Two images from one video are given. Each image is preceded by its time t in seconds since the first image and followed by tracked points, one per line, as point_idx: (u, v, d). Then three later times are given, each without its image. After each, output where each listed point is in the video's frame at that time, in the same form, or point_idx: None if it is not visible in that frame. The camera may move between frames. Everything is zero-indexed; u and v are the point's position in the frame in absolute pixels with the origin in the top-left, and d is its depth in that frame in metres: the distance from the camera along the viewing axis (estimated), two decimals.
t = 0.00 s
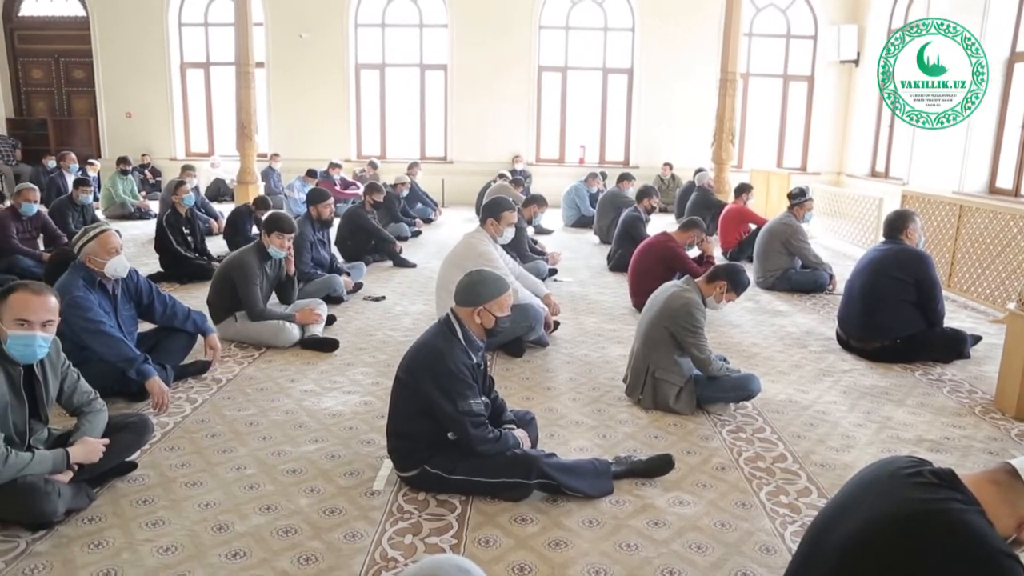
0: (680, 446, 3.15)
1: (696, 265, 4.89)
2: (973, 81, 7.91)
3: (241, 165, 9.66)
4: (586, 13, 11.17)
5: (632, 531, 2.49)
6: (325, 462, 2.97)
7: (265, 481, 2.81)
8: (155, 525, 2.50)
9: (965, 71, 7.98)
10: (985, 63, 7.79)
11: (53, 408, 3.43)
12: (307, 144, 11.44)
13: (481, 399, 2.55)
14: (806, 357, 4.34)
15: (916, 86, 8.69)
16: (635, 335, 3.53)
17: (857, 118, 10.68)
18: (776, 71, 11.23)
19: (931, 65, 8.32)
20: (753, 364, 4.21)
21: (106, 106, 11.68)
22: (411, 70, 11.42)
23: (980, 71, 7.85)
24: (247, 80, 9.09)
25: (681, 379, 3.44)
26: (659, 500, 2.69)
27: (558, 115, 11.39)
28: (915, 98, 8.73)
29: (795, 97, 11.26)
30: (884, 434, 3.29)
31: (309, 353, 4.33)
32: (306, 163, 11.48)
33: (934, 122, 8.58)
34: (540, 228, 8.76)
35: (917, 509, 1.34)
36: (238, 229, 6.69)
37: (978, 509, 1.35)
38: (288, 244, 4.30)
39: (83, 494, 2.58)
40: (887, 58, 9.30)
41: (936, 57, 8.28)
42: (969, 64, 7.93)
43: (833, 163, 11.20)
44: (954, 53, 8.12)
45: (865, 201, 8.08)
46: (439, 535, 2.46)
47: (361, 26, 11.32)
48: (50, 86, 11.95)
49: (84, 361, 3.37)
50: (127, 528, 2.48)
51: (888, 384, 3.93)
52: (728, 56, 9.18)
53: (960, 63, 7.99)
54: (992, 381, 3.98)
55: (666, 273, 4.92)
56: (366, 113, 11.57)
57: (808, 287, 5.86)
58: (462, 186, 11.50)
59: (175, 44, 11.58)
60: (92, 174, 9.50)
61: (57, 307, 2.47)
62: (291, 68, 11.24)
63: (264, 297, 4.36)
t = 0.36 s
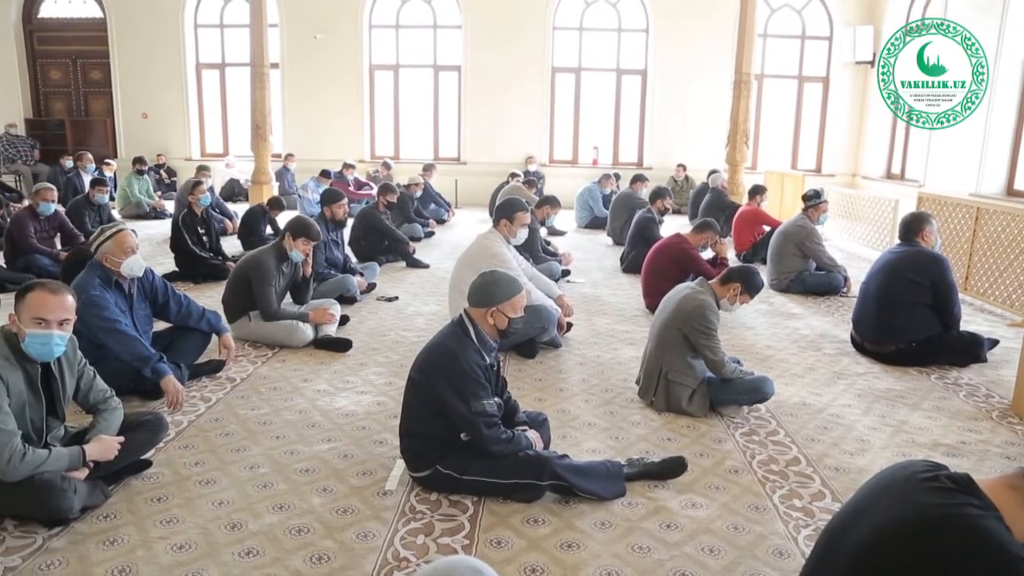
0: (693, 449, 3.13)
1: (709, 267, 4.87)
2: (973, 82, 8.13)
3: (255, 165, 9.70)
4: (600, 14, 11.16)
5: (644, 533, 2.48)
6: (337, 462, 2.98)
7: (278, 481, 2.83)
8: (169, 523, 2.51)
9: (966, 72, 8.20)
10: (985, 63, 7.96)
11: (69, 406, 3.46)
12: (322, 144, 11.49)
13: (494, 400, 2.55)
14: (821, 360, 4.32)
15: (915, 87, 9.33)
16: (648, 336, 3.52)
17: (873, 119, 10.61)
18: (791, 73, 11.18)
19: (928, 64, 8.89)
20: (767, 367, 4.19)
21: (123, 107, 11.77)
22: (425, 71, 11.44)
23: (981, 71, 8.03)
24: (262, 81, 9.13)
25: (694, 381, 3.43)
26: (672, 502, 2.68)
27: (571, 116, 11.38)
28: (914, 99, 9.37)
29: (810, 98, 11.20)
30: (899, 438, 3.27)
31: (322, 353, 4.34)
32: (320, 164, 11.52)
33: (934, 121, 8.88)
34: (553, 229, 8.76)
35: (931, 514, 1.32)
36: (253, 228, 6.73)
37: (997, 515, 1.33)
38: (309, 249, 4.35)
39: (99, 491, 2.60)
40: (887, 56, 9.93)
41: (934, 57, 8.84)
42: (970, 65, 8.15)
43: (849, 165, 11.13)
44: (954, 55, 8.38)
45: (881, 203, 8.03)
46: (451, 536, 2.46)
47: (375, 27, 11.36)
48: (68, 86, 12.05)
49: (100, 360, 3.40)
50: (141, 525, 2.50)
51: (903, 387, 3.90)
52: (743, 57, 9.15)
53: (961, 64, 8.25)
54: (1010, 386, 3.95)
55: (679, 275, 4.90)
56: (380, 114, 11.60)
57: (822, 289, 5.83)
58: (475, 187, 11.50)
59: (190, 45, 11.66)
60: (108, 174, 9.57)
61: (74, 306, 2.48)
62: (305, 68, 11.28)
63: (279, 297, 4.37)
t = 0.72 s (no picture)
0: (705, 452, 3.12)
1: (722, 270, 4.86)
2: (973, 82, 8.39)
3: (269, 165, 9.73)
4: (613, 16, 11.15)
5: (656, 535, 2.47)
6: (350, 462, 2.99)
7: (290, 480, 2.84)
8: (182, 522, 2.53)
9: (967, 72, 8.48)
10: (985, 63, 8.21)
11: (84, 404, 3.48)
12: (335, 146, 11.52)
13: (506, 402, 2.55)
14: (835, 363, 4.30)
15: (915, 86, 9.70)
16: (661, 339, 3.51)
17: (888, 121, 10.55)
18: (805, 74, 11.13)
19: (931, 64, 9.27)
20: (780, 370, 4.17)
21: (138, 108, 11.85)
22: (439, 73, 11.47)
23: (981, 71, 8.28)
24: (276, 83, 9.17)
25: (706, 383, 3.42)
26: (684, 505, 2.68)
27: (584, 117, 11.37)
28: (915, 98, 9.70)
29: (824, 100, 11.15)
30: (914, 442, 3.25)
31: (335, 353, 4.36)
32: (333, 165, 11.57)
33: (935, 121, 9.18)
34: (565, 231, 8.75)
35: (947, 517, 1.31)
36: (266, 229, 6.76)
37: (1015, 521, 1.31)
38: (321, 248, 4.34)
39: (113, 490, 2.62)
40: (887, 55, 10.36)
41: (935, 56, 9.17)
42: (971, 65, 8.42)
43: (863, 167, 11.07)
44: (955, 55, 8.68)
45: (895, 205, 7.98)
46: (462, 537, 2.46)
47: (389, 29, 11.40)
48: (85, 88, 12.15)
49: (114, 359, 3.42)
50: (155, 524, 2.51)
51: (918, 391, 3.87)
52: (756, 59, 9.12)
53: (962, 64, 8.54)
54: None
55: (692, 277, 4.88)
56: (393, 116, 11.62)
57: (836, 292, 5.80)
58: (488, 189, 11.49)
59: (206, 47, 11.73)
60: (124, 174, 9.64)
61: (89, 305, 2.50)
62: (319, 70, 11.33)
63: (291, 297, 4.38)
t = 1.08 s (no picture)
0: (718, 456, 3.11)
1: (735, 273, 4.84)
2: (973, 82, 8.71)
3: (282, 167, 9.76)
4: (627, 18, 11.14)
5: (668, 540, 2.47)
6: (362, 464, 2.99)
7: (303, 481, 2.85)
8: (196, 522, 2.54)
9: (967, 72, 8.78)
10: (985, 63, 8.51)
11: (99, 404, 3.51)
12: (348, 148, 11.56)
13: (518, 404, 2.55)
14: (849, 368, 4.27)
15: (915, 86, 9.92)
16: (674, 342, 3.50)
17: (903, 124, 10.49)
18: (819, 77, 11.07)
19: (932, 64, 9.38)
20: (793, 374, 4.15)
21: (154, 110, 11.94)
22: (452, 75, 11.48)
23: (981, 71, 8.59)
24: (290, 85, 9.21)
25: (719, 387, 3.40)
26: (696, 510, 2.66)
27: (597, 120, 11.36)
28: (915, 98, 9.96)
29: (839, 103, 11.09)
30: (930, 448, 3.22)
31: (348, 355, 4.37)
32: (346, 167, 11.60)
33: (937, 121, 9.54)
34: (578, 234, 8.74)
35: (966, 523, 1.30)
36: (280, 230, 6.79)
37: None
38: (332, 246, 4.34)
39: (127, 489, 2.64)
40: (886, 56, 10.48)
41: (936, 57, 9.34)
42: (971, 65, 8.70)
43: (877, 171, 11.01)
44: (954, 56, 9.00)
45: (910, 208, 7.93)
46: (474, 540, 2.46)
47: (402, 32, 11.43)
48: (101, 90, 12.24)
49: (129, 359, 3.45)
50: (168, 523, 2.53)
51: (933, 397, 3.84)
52: (770, 62, 9.08)
53: (962, 65, 8.83)
54: None
55: (705, 280, 4.87)
56: (406, 118, 11.65)
57: (850, 296, 5.76)
58: (501, 191, 11.49)
59: (221, 50, 11.80)
60: (139, 176, 9.70)
61: (105, 305, 2.51)
62: (333, 72, 11.38)
63: (304, 298, 4.40)
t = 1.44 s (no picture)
0: (731, 461, 3.10)
1: (750, 277, 4.82)
2: (973, 82, 9.11)
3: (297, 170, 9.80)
4: (641, 21, 11.12)
5: (681, 545, 2.46)
6: (375, 466, 3.00)
7: (316, 483, 2.86)
8: (210, 522, 2.55)
9: (968, 72, 9.20)
10: (984, 64, 8.94)
11: (115, 404, 3.54)
12: (362, 151, 11.61)
13: (532, 407, 2.54)
14: (864, 373, 4.24)
15: (916, 86, 10.24)
16: (688, 346, 3.49)
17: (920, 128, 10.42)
18: (835, 80, 11.01)
19: (931, 64, 9.86)
20: (808, 379, 4.13)
21: (171, 112, 12.03)
22: (466, 78, 11.50)
23: (982, 71, 9.00)
24: (305, 88, 9.25)
25: (733, 392, 3.39)
26: (709, 515, 2.65)
27: (611, 123, 11.35)
28: (915, 98, 10.30)
29: (854, 106, 11.03)
30: (946, 454, 3.20)
31: (361, 357, 4.38)
32: (360, 170, 11.65)
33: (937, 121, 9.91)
34: (592, 237, 8.73)
35: (982, 533, 1.29)
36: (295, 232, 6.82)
37: None
38: (342, 245, 4.34)
39: (142, 489, 2.65)
40: (886, 57, 10.53)
41: (935, 57, 9.83)
42: (971, 65, 9.15)
43: (893, 175, 10.95)
44: (955, 56, 9.43)
45: (927, 212, 7.88)
46: (486, 543, 2.46)
47: (417, 35, 11.47)
48: (119, 93, 12.34)
49: (145, 359, 3.47)
50: (182, 523, 2.54)
51: (950, 403, 3.81)
52: (785, 65, 9.04)
53: (962, 65, 9.27)
54: None
55: (719, 284, 4.85)
56: (420, 121, 11.68)
57: (866, 301, 5.72)
58: (515, 195, 11.49)
59: (236, 53, 11.87)
60: (155, 178, 9.78)
61: (122, 306, 2.53)
62: (348, 76, 11.43)
63: (317, 300, 4.41)
